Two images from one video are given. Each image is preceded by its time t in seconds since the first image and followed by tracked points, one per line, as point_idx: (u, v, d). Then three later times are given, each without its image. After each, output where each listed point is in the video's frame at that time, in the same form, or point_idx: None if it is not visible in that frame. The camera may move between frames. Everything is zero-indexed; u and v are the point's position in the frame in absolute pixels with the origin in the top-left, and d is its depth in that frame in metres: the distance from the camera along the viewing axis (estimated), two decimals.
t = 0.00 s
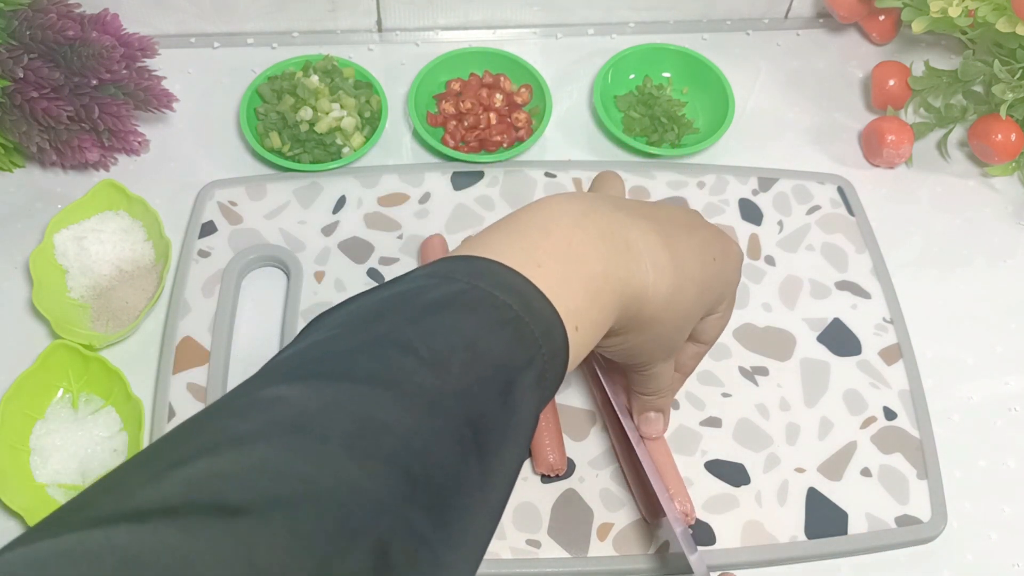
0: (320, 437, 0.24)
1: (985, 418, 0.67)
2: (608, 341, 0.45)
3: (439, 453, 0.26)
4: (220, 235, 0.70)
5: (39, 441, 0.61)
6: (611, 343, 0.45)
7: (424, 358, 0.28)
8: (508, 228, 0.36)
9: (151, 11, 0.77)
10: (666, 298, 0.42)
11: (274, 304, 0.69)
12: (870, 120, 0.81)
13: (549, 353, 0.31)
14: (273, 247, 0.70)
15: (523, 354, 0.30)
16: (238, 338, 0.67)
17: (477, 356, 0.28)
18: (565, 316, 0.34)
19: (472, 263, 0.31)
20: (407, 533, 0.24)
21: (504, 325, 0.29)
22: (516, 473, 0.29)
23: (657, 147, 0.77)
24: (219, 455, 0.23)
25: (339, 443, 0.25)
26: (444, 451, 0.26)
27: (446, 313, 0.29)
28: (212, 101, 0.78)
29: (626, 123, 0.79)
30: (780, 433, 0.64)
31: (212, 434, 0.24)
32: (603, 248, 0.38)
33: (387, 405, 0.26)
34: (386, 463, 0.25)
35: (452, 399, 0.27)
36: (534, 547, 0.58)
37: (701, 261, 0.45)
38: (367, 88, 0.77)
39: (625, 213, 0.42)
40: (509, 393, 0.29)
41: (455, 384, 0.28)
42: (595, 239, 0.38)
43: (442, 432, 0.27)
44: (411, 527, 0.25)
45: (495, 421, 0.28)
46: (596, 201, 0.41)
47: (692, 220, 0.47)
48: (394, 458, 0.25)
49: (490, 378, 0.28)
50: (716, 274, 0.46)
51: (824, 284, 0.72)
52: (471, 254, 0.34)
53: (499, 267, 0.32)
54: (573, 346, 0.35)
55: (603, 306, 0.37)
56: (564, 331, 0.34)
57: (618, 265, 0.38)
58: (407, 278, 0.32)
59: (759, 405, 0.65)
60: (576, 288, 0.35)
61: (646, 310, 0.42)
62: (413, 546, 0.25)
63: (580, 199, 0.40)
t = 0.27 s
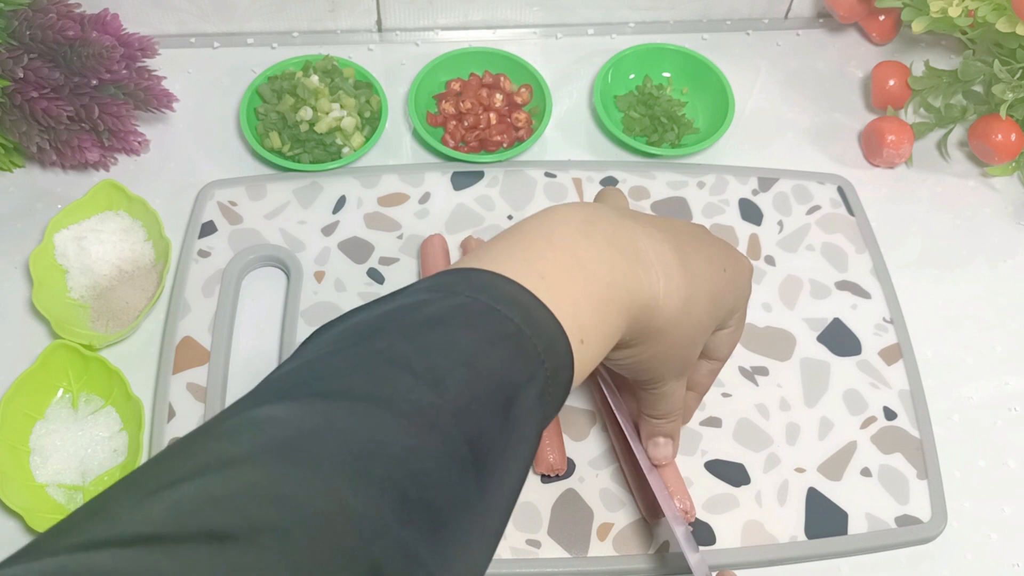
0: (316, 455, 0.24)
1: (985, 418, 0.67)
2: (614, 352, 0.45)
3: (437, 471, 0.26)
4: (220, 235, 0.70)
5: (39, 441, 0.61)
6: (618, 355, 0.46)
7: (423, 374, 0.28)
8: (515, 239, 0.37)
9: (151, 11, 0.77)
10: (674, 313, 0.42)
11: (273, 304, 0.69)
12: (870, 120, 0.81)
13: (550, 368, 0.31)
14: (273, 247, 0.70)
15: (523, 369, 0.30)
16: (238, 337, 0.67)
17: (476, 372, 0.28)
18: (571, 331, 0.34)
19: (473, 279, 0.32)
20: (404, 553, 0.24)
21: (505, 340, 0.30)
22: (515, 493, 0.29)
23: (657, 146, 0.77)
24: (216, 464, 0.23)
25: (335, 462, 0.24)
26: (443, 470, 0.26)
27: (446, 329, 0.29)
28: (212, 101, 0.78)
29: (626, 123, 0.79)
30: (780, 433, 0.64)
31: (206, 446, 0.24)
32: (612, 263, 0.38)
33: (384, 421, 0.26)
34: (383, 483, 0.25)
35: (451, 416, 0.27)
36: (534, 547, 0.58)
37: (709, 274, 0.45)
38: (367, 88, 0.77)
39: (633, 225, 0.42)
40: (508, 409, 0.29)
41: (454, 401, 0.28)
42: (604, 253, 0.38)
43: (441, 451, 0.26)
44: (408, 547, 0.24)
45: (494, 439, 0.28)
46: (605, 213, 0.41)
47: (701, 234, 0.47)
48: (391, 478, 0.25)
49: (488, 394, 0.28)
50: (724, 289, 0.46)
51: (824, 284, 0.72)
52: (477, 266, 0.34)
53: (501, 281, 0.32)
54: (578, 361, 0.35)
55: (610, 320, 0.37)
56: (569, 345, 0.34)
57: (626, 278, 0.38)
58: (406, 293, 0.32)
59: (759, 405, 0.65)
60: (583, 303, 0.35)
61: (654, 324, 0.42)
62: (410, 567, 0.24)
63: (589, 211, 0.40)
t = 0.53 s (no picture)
0: (320, 472, 0.24)
1: (985, 417, 0.67)
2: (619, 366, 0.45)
3: (441, 491, 0.26)
4: (220, 235, 0.70)
5: (38, 441, 0.61)
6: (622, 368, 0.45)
7: (428, 392, 0.27)
8: (522, 253, 0.36)
9: (151, 11, 0.77)
10: (679, 327, 0.42)
11: (273, 304, 0.69)
12: (870, 120, 0.81)
13: (557, 386, 0.31)
14: (273, 247, 0.70)
15: (530, 388, 0.30)
16: (238, 337, 0.67)
17: (482, 391, 0.28)
18: (578, 347, 0.33)
19: (481, 293, 0.31)
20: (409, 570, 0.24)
21: (513, 358, 0.29)
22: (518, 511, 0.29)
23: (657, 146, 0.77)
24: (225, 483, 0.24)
25: (338, 480, 0.24)
26: (448, 490, 0.26)
27: (453, 346, 0.29)
28: (212, 101, 0.78)
29: (626, 123, 0.79)
30: (780, 433, 0.64)
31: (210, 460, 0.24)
32: (619, 277, 0.37)
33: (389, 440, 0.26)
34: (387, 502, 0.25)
35: (456, 436, 0.27)
36: (534, 547, 0.58)
37: (716, 289, 0.44)
38: (367, 88, 0.77)
39: (642, 239, 0.41)
40: (514, 427, 0.29)
41: (459, 419, 0.27)
42: (611, 266, 0.37)
43: (445, 471, 0.26)
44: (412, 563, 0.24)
45: (499, 458, 0.28)
46: (614, 227, 0.40)
47: (709, 247, 0.46)
48: (394, 497, 0.25)
49: (494, 413, 0.28)
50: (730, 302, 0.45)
51: (824, 284, 0.72)
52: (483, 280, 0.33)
53: (507, 296, 0.32)
54: (584, 378, 0.34)
55: (617, 336, 0.36)
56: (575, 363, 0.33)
57: (634, 294, 0.38)
58: (412, 306, 0.32)
59: (759, 405, 0.65)
60: (590, 318, 0.34)
61: (660, 339, 0.41)
62: None
63: (597, 224, 0.39)
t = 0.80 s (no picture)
0: (318, 477, 0.24)
1: (985, 417, 0.67)
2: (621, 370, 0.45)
3: (443, 496, 0.26)
4: (220, 235, 0.70)
5: (38, 441, 0.61)
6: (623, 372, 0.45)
7: (428, 397, 0.28)
8: (524, 256, 0.36)
9: (151, 11, 0.77)
10: (682, 330, 0.41)
11: (273, 304, 0.69)
12: (870, 120, 0.81)
13: (560, 390, 0.31)
14: (273, 247, 0.70)
15: (531, 391, 0.29)
16: (238, 337, 0.67)
17: (483, 395, 0.28)
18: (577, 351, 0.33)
19: (483, 296, 0.31)
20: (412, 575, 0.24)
21: (512, 361, 0.29)
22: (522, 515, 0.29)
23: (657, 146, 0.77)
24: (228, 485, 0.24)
25: (338, 485, 0.24)
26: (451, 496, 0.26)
27: (454, 351, 0.29)
28: (212, 101, 0.78)
29: (626, 123, 0.79)
30: (780, 433, 0.64)
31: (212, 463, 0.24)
32: (621, 280, 0.37)
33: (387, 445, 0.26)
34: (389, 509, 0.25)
35: (458, 440, 0.27)
36: (534, 547, 0.58)
37: (719, 292, 0.44)
38: (367, 88, 0.77)
39: (645, 243, 0.41)
40: (516, 430, 0.29)
41: (459, 424, 0.27)
42: (612, 269, 0.37)
43: (447, 475, 0.26)
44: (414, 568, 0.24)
45: (502, 462, 0.28)
46: (617, 231, 0.40)
47: (711, 249, 0.46)
48: (397, 502, 0.25)
49: (495, 418, 0.28)
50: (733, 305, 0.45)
51: (824, 284, 0.72)
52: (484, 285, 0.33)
53: (509, 301, 0.31)
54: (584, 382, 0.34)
55: (617, 339, 0.36)
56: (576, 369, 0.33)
57: (636, 298, 0.38)
58: (413, 310, 0.32)
59: (759, 405, 0.65)
60: (590, 322, 0.34)
61: (662, 342, 0.41)
62: None
63: (598, 227, 0.39)
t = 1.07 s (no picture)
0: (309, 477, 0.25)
1: (985, 417, 0.67)
2: (622, 367, 0.45)
3: (433, 493, 0.26)
4: (220, 235, 0.70)
5: (38, 441, 0.61)
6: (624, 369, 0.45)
7: (421, 395, 0.28)
8: (518, 254, 0.37)
9: (151, 11, 0.77)
10: (682, 325, 0.42)
11: (273, 304, 0.69)
12: (870, 120, 0.81)
13: (553, 385, 0.31)
14: (273, 247, 0.70)
15: (523, 386, 0.30)
16: (238, 336, 0.67)
17: (473, 390, 0.29)
18: (574, 345, 0.34)
19: (474, 292, 0.32)
20: None
21: (505, 357, 0.30)
22: (518, 513, 0.30)
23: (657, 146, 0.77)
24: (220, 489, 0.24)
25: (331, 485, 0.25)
26: (442, 493, 0.27)
27: (444, 346, 0.29)
28: (212, 102, 0.78)
29: (626, 123, 0.79)
30: (780, 433, 0.64)
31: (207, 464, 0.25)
32: (619, 275, 0.38)
33: (383, 445, 0.26)
34: (380, 508, 0.25)
35: (448, 435, 0.27)
36: (534, 547, 0.58)
37: (718, 287, 0.44)
38: (367, 88, 0.77)
39: (644, 239, 0.42)
40: (510, 425, 0.29)
41: (451, 420, 0.28)
42: (610, 264, 0.38)
43: (438, 470, 0.27)
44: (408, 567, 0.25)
45: (494, 459, 0.28)
46: (611, 226, 0.41)
47: (710, 245, 0.47)
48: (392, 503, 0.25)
49: (486, 413, 0.29)
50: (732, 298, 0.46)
51: (824, 284, 0.72)
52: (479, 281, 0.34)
53: (501, 295, 0.32)
54: (582, 376, 0.35)
55: (615, 333, 0.37)
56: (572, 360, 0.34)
57: (631, 291, 0.38)
58: (406, 308, 0.32)
59: (759, 405, 0.65)
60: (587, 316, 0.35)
61: (663, 338, 0.42)
62: None
63: (596, 224, 0.40)
